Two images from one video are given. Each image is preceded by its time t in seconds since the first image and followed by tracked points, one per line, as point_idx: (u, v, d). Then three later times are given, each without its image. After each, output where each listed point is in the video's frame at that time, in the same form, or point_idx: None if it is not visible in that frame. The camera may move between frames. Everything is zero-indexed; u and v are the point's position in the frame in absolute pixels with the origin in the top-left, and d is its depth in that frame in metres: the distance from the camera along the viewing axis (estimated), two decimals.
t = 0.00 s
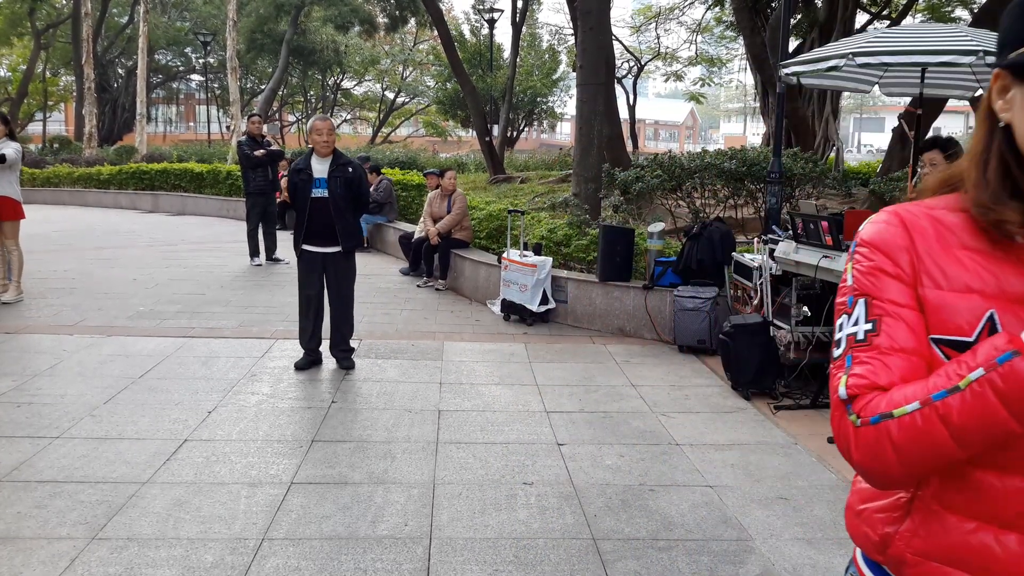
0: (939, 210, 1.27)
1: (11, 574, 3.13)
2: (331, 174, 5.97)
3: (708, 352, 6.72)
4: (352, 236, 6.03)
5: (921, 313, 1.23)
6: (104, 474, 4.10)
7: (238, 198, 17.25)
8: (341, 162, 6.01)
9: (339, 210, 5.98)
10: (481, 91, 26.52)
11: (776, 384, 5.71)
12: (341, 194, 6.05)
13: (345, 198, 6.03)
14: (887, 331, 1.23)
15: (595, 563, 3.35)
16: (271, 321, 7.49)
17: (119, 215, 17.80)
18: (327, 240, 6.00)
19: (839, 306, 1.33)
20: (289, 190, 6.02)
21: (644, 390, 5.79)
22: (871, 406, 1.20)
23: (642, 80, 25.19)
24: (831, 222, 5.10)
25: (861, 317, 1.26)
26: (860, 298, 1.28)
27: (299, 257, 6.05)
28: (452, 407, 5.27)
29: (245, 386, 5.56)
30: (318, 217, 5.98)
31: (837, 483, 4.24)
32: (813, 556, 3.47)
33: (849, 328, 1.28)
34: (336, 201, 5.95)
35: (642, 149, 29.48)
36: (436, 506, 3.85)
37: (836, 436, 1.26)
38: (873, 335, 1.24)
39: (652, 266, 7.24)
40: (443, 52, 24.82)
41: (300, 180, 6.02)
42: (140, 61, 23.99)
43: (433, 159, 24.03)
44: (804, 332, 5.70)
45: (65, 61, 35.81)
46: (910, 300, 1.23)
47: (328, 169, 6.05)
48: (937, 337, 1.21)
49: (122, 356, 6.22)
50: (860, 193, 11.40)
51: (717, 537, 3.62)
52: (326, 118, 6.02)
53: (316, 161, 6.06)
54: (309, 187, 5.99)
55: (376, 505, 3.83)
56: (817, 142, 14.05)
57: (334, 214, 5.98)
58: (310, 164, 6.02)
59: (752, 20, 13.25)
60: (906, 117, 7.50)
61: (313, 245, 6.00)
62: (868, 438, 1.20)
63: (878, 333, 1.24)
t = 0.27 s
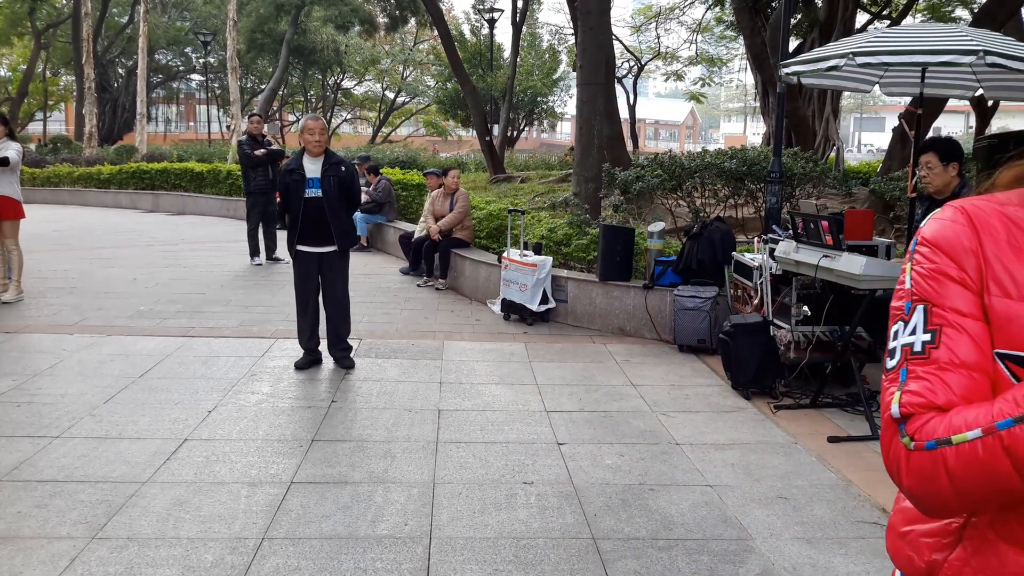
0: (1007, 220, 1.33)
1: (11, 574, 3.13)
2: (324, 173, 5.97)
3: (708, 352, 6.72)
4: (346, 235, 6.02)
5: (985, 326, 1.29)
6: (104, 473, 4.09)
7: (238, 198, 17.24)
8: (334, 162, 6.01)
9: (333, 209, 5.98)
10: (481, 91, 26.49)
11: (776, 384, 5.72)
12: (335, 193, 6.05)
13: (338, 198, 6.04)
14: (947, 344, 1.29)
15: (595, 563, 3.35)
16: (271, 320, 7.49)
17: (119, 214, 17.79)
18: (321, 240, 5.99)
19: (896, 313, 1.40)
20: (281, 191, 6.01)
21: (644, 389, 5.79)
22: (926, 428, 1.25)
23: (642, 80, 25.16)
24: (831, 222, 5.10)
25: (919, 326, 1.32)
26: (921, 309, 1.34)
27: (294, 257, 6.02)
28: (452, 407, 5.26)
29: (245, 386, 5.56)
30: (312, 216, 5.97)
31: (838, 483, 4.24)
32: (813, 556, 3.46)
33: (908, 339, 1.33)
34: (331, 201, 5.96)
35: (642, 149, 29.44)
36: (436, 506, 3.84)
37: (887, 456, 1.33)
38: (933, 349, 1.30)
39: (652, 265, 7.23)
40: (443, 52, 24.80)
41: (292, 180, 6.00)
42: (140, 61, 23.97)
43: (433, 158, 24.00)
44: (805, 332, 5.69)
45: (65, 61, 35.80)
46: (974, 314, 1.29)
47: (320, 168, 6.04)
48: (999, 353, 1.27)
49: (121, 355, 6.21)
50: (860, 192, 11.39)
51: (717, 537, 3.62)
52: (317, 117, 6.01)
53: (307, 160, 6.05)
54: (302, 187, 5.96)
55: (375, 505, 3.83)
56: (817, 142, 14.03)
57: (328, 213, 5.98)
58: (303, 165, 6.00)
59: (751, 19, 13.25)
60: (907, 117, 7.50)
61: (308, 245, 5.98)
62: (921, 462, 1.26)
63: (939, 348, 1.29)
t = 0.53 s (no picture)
0: None
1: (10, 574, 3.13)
2: (323, 173, 5.98)
3: (707, 352, 6.73)
4: (345, 235, 6.03)
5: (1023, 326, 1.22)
6: (103, 474, 4.10)
7: (237, 198, 17.24)
8: (332, 161, 6.01)
9: (332, 208, 5.99)
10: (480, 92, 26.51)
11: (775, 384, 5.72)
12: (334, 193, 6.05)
13: (337, 197, 6.04)
14: (985, 348, 1.22)
15: (594, 563, 3.35)
16: (270, 321, 7.49)
17: (118, 215, 17.79)
18: (320, 239, 5.99)
19: (924, 313, 1.32)
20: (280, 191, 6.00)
21: (643, 390, 5.80)
22: (964, 439, 1.18)
23: (641, 81, 25.19)
24: (830, 222, 5.10)
25: (953, 328, 1.25)
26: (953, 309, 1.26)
27: (293, 257, 6.02)
28: (451, 407, 5.27)
29: (244, 386, 5.56)
30: (311, 215, 5.97)
31: (837, 483, 4.25)
32: (812, 556, 3.47)
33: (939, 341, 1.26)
34: (330, 200, 5.96)
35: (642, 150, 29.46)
36: (435, 506, 3.85)
37: (920, 468, 1.26)
38: (968, 352, 1.22)
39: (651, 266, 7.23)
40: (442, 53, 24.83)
41: (291, 180, 6.00)
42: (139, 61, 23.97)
43: (433, 159, 24.03)
44: (803, 332, 5.70)
45: (64, 61, 35.79)
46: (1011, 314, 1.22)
47: (319, 168, 6.04)
48: None
49: (121, 356, 6.21)
50: (859, 193, 11.40)
51: (716, 537, 3.62)
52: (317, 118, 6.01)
53: (307, 160, 6.06)
54: (301, 187, 5.97)
55: (374, 505, 3.83)
56: (816, 142, 14.05)
57: (327, 213, 5.98)
58: (302, 164, 6.00)
59: (750, 20, 13.28)
60: (906, 117, 7.51)
61: (306, 245, 5.98)
62: (958, 476, 1.19)
63: (974, 351, 1.22)
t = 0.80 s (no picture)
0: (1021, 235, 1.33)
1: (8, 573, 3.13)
2: (324, 172, 5.97)
3: (706, 352, 6.73)
4: (346, 234, 6.05)
5: (1000, 342, 1.30)
6: (102, 474, 4.09)
7: (236, 198, 17.23)
8: (334, 160, 6.01)
9: (333, 208, 6.00)
10: (480, 92, 26.49)
11: (774, 384, 5.72)
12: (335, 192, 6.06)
13: (338, 197, 6.05)
14: (966, 363, 1.29)
15: (593, 563, 3.35)
16: (269, 321, 7.49)
17: (117, 215, 17.77)
18: (322, 239, 5.99)
19: (906, 324, 1.39)
20: (280, 190, 5.96)
21: (642, 389, 5.80)
22: (944, 452, 1.25)
23: (640, 80, 25.19)
24: (829, 222, 5.11)
25: (936, 342, 1.31)
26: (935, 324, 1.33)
27: (294, 257, 6.00)
28: (451, 407, 5.26)
29: (243, 386, 5.56)
30: (314, 214, 5.96)
31: (836, 483, 4.25)
32: (811, 555, 3.46)
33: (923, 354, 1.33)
34: (332, 200, 5.96)
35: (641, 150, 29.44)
36: (434, 505, 3.84)
37: (901, 475, 1.33)
38: (950, 366, 1.29)
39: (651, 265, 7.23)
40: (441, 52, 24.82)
41: (291, 179, 5.96)
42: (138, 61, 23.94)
43: (432, 159, 24.02)
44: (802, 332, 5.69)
45: (63, 61, 35.76)
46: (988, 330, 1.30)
47: (320, 168, 6.03)
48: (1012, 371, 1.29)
49: (120, 355, 6.21)
50: (858, 192, 11.42)
51: (715, 536, 3.62)
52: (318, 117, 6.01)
53: (307, 159, 6.04)
54: (302, 186, 5.94)
55: (373, 505, 3.83)
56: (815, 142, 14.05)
57: (328, 212, 5.99)
58: (302, 164, 5.97)
59: (750, 20, 13.29)
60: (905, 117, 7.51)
61: (308, 245, 5.97)
62: (938, 484, 1.27)
63: (956, 365, 1.29)
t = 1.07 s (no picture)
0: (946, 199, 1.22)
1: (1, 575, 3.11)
2: (320, 172, 5.99)
3: (700, 352, 6.73)
4: (342, 234, 6.06)
5: (900, 298, 1.20)
6: (95, 475, 4.08)
7: (230, 198, 17.20)
8: (328, 160, 6.02)
9: (329, 207, 6.00)
10: (474, 91, 26.50)
11: (767, 383, 5.72)
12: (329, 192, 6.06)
13: (334, 197, 6.07)
14: (860, 314, 1.20)
15: (587, 563, 3.35)
16: (262, 321, 7.47)
17: (111, 215, 17.73)
18: (317, 239, 5.98)
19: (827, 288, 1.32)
20: (275, 191, 5.95)
21: (636, 389, 5.80)
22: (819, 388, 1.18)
23: (635, 80, 25.23)
24: (823, 221, 5.15)
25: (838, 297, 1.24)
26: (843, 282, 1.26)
27: (288, 259, 5.96)
28: (445, 407, 5.26)
29: (236, 386, 5.54)
30: (309, 215, 5.95)
31: (829, 482, 4.26)
32: (804, 555, 3.47)
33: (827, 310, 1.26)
34: (327, 199, 5.97)
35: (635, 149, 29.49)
36: (427, 506, 3.84)
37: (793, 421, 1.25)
38: (845, 317, 1.21)
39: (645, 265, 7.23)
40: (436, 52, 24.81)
41: (286, 179, 5.96)
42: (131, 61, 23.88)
43: (427, 159, 24.02)
44: (796, 331, 5.77)
45: (57, 60, 35.64)
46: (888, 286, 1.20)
47: (314, 167, 6.04)
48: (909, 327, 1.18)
49: (113, 356, 6.19)
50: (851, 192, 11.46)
51: (708, 536, 3.62)
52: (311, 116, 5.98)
53: (301, 158, 6.03)
54: (297, 186, 5.94)
55: (367, 505, 3.83)
56: (808, 142, 14.09)
57: (324, 212, 5.99)
58: (297, 164, 5.97)
59: (744, 20, 13.33)
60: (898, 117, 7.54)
61: (303, 245, 5.96)
62: (815, 425, 1.18)
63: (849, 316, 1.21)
